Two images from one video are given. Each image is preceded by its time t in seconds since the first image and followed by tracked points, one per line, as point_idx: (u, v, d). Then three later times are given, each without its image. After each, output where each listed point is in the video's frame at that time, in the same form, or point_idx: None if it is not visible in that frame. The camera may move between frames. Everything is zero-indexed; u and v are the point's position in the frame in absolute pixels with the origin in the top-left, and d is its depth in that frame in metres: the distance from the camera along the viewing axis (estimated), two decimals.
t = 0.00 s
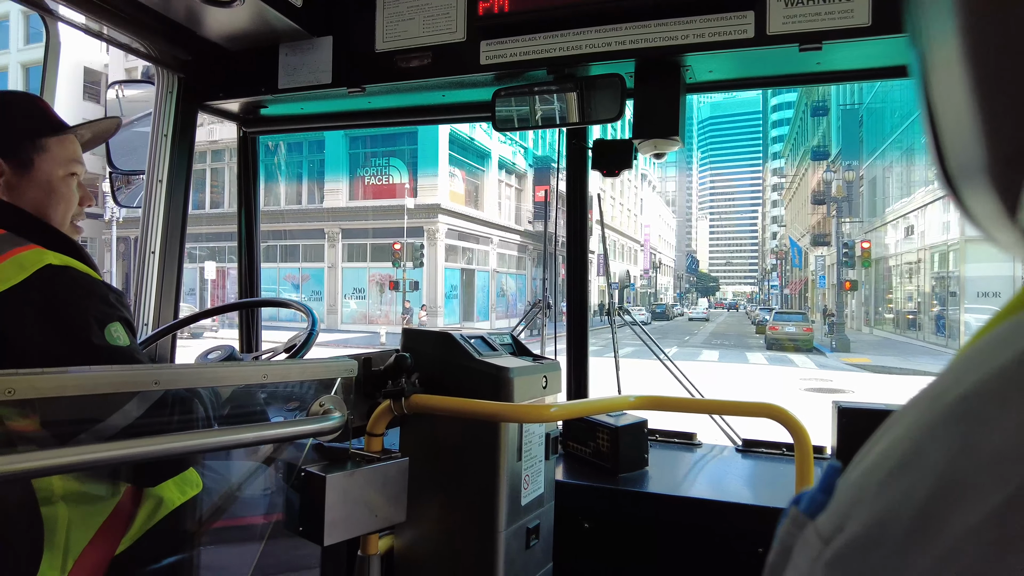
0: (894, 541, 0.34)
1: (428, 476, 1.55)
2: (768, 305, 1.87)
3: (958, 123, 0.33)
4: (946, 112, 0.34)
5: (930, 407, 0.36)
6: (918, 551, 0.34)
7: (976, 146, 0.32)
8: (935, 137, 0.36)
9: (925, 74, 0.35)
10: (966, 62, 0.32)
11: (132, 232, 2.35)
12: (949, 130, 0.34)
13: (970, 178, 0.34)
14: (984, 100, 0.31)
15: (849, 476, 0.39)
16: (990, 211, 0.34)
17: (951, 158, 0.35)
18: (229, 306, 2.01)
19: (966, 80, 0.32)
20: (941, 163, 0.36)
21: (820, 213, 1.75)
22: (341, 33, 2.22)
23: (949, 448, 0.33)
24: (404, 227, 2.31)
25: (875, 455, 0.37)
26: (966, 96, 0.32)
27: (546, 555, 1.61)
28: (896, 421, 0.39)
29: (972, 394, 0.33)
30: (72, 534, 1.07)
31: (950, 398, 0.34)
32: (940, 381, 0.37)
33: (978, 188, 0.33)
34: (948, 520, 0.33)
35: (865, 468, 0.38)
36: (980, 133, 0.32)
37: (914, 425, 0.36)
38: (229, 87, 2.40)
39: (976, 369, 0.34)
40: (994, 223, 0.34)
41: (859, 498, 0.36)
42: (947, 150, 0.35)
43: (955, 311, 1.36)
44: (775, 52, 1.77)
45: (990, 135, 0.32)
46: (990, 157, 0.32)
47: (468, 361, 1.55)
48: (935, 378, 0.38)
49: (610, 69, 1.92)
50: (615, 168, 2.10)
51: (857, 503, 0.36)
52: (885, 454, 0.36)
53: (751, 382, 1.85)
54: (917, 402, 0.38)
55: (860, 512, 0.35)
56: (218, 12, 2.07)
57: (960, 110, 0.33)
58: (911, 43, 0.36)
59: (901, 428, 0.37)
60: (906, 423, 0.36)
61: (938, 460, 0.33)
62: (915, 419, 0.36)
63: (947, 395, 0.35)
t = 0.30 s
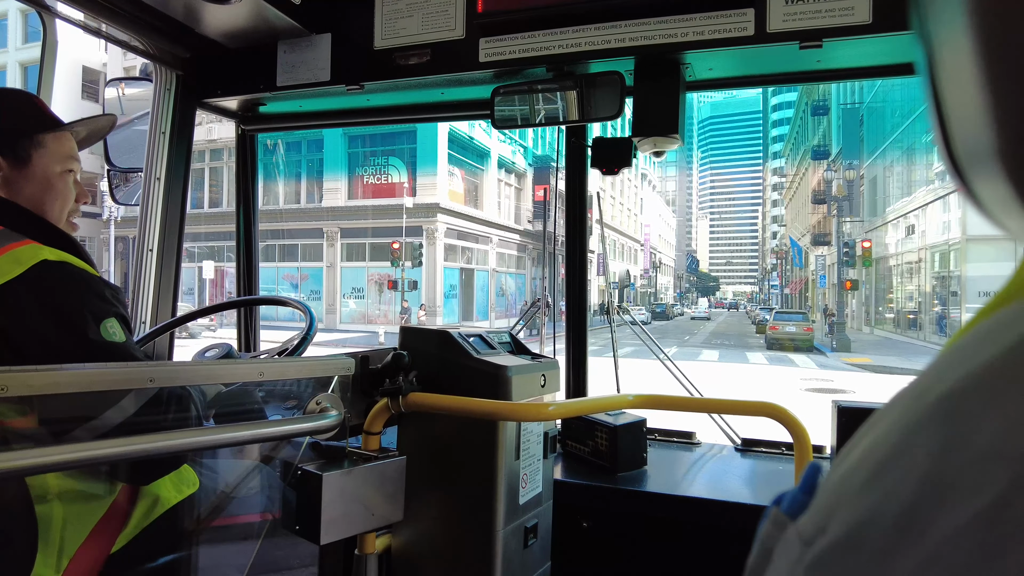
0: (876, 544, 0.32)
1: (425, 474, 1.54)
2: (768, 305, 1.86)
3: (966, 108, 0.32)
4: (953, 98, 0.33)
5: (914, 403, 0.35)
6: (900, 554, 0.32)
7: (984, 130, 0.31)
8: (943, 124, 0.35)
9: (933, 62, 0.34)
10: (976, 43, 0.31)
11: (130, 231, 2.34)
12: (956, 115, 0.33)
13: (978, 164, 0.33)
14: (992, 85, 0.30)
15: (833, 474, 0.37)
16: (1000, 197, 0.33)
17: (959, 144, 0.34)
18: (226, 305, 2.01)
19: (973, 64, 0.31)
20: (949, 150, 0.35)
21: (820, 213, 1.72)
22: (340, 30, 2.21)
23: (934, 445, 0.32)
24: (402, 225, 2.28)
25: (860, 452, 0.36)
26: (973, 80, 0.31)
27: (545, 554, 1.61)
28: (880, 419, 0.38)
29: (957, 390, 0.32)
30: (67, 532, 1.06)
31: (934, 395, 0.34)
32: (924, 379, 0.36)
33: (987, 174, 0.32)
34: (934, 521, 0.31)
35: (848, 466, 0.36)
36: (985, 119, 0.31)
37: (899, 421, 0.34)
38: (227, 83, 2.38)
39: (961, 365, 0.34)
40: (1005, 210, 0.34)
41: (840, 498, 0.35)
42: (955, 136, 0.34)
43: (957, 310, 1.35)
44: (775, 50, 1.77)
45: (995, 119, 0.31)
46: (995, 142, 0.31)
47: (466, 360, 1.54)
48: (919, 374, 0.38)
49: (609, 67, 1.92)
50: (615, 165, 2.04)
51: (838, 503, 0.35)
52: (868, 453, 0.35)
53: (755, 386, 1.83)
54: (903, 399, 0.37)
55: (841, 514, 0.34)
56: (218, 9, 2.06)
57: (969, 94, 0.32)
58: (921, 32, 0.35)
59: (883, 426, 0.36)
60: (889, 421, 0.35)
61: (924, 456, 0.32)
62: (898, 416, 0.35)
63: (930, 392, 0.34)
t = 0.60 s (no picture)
0: (863, 551, 0.33)
1: (423, 473, 1.55)
2: (768, 305, 1.87)
3: (948, 116, 0.31)
4: (937, 108, 0.32)
5: (901, 407, 0.35)
6: (887, 560, 0.33)
7: (966, 139, 0.30)
8: (927, 134, 0.34)
9: (917, 68, 0.33)
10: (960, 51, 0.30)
11: (130, 229, 2.35)
12: (940, 126, 0.32)
13: (962, 176, 0.32)
14: (975, 93, 0.30)
15: (819, 478, 0.38)
16: (983, 209, 0.32)
17: (943, 156, 0.33)
18: (226, 304, 2.01)
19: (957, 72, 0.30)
20: (932, 158, 0.34)
21: (820, 212, 1.74)
22: (339, 29, 2.21)
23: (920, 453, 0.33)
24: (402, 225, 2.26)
25: (848, 456, 0.36)
26: (957, 90, 0.30)
27: (543, 552, 1.62)
28: (869, 422, 0.38)
29: (944, 399, 0.33)
30: (66, 531, 1.06)
31: (920, 400, 0.34)
32: (909, 384, 0.37)
33: (970, 185, 0.31)
34: (920, 526, 0.33)
35: (836, 470, 0.37)
36: (968, 129, 0.30)
37: (887, 426, 0.35)
38: (227, 82, 2.38)
39: (948, 371, 0.34)
40: (987, 221, 0.32)
41: (827, 503, 0.35)
42: (938, 145, 0.33)
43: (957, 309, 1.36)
44: (775, 49, 1.77)
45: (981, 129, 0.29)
46: (980, 151, 0.30)
47: (466, 359, 1.54)
48: (907, 375, 0.38)
49: (608, 66, 1.92)
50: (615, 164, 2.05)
51: (825, 510, 0.35)
52: (853, 459, 0.35)
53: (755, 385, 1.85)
54: (890, 402, 0.37)
55: (826, 521, 0.34)
56: (217, 8, 2.06)
57: (950, 102, 0.31)
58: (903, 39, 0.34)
59: (870, 430, 0.36)
60: (874, 426, 0.36)
61: (910, 463, 0.33)
62: (884, 422, 0.35)
63: (917, 397, 0.35)
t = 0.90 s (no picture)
0: (868, 545, 0.34)
1: (423, 473, 1.55)
2: (768, 304, 1.87)
3: (942, 121, 0.32)
4: (930, 114, 0.33)
5: (907, 408, 0.36)
6: (890, 555, 0.34)
7: (958, 145, 0.31)
8: (923, 138, 0.35)
9: (914, 70, 0.34)
10: (951, 58, 0.31)
11: (130, 229, 2.35)
12: (934, 132, 0.33)
13: (955, 180, 0.32)
14: (971, 96, 0.30)
15: (827, 475, 0.38)
16: (976, 215, 0.33)
17: (937, 162, 0.34)
18: (226, 304, 2.01)
19: (948, 80, 0.31)
20: (926, 162, 0.35)
21: (820, 211, 1.76)
22: (339, 28, 2.21)
23: (925, 450, 0.34)
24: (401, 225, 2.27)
25: (853, 456, 0.37)
26: (950, 97, 0.31)
27: (542, 552, 1.62)
28: (874, 422, 0.38)
29: (950, 397, 0.34)
30: (66, 531, 1.06)
31: (929, 399, 0.35)
32: (916, 385, 0.37)
33: (962, 190, 0.32)
34: (924, 524, 0.33)
35: (841, 470, 0.37)
36: (959, 136, 0.31)
37: (892, 427, 0.36)
38: (226, 81, 2.38)
39: (954, 371, 0.35)
40: (978, 226, 0.33)
41: (834, 500, 0.36)
42: (932, 152, 0.34)
43: (957, 308, 1.36)
44: (776, 50, 1.77)
45: (972, 136, 0.30)
46: (972, 157, 0.31)
47: (465, 359, 1.55)
48: (914, 376, 0.39)
49: (608, 66, 1.92)
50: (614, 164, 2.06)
51: (831, 506, 0.36)
52: (861, 456, 0.36)
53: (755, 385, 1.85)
54: (898, 401, 0.38)
55: (834, 517, 0.35)
56: (217, 7, 2.07)
57: (944, 106, 0.31)
58: (899, 39, 0.35)
59: (877, 429, 0.37)
60: (882, 425, 0.36)
61: (917, 462, 0.34)
62: (891, 421, 0.36)
63: (924, 397, 0.35)
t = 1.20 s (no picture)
0: (870, 544, 0.34)
1: (423, 473, 1.56)
2: (768, 304, 1.87)
3: (945, 127, 0.32)
4: (933, 118, 0.32)
5: (910, 408, 0.36)
6: (893, 554, 0.33)
7: (963, 150, 0.31)
8: (926, 141, 0.35)
9: (915, 72, 0.33)
10: (954, 61, 0.30)
11: (131, 228, 2.35)
12: (937, 136, 0.33)
13: (959, 185, 0.32)
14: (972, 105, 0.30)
15: (831, 475, 0.39)
16: (980, 218, 0.33)
17: (940, 165, 0.34)
18: (227, 303, 2.01)
19: (951, 84, 0.30)
20: (930, 164, 0.35)
21: (820, 211, 1.74)
22: (340, 28, 2.21)
23: (928, 450, 0.34)
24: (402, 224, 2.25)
25: (857, 455, 0.38)
26: (952, 102, 0.31)
27: (543, 551, 1.62)
28: (878, 421, 0.39)
29: (952, 397, 0.34)
30: (69, 530, 1.07)
31: (931, 401, 0.35)
32: (920, 385, 0.38)
33: (965, 196, 0.32)
34: (924, 522, 0.33)
35: (843, 470, 0.38)
36: (962, 143, 0.31)
37: (895, 427, 0.36)
38: (227, 81, 2.38)
39: (957, 372, 0.35)
40: (983, 228, 0.33)
41: (839, 499, 0.36)
42: (936, 155, 0.34)
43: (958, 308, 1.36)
44: (776, 51, 1.78)
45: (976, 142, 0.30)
46: (976, 162, 0.30)
47: (466, 359, 1.55)
48: (917, 377, 0.39)
49: (610, 67, 1.92)
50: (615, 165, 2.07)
51: (835, 504, 0.36)
52: (865, 456, 0.37)
53: (752, 385, 1.86)
54: (901, 402, 0.38)
55: (839, 515, 0.35)
56: (218, 7, 2.07)
57: (946, 113, 0.31)
58: (901, 40, 0.34)
59: (881, 430, 0.37)
60: (886, 426, 0.37)
61: (919, 463, 0.34)
62: (894, 422, 0.36)
63: (926, 397, 0.36)
